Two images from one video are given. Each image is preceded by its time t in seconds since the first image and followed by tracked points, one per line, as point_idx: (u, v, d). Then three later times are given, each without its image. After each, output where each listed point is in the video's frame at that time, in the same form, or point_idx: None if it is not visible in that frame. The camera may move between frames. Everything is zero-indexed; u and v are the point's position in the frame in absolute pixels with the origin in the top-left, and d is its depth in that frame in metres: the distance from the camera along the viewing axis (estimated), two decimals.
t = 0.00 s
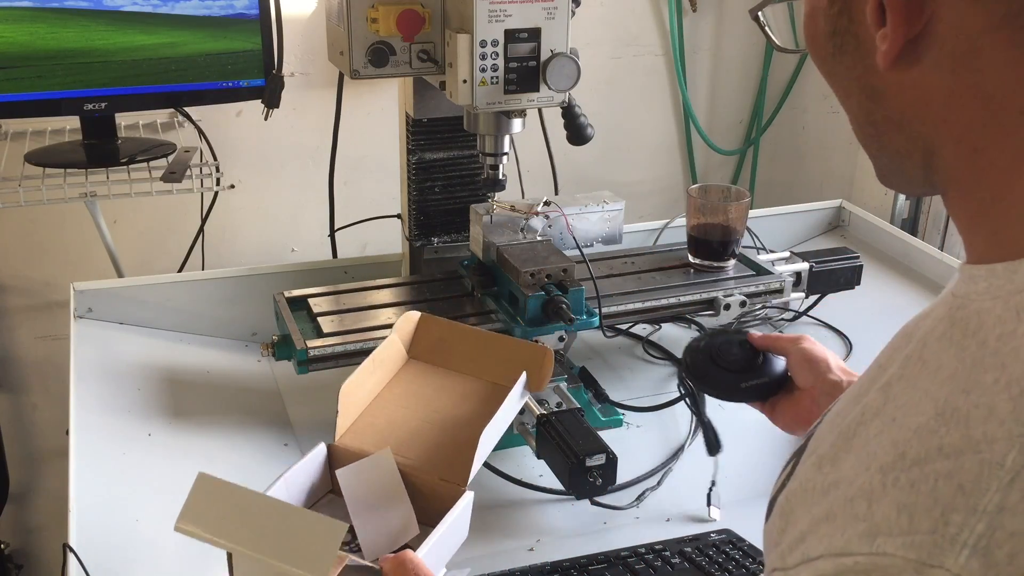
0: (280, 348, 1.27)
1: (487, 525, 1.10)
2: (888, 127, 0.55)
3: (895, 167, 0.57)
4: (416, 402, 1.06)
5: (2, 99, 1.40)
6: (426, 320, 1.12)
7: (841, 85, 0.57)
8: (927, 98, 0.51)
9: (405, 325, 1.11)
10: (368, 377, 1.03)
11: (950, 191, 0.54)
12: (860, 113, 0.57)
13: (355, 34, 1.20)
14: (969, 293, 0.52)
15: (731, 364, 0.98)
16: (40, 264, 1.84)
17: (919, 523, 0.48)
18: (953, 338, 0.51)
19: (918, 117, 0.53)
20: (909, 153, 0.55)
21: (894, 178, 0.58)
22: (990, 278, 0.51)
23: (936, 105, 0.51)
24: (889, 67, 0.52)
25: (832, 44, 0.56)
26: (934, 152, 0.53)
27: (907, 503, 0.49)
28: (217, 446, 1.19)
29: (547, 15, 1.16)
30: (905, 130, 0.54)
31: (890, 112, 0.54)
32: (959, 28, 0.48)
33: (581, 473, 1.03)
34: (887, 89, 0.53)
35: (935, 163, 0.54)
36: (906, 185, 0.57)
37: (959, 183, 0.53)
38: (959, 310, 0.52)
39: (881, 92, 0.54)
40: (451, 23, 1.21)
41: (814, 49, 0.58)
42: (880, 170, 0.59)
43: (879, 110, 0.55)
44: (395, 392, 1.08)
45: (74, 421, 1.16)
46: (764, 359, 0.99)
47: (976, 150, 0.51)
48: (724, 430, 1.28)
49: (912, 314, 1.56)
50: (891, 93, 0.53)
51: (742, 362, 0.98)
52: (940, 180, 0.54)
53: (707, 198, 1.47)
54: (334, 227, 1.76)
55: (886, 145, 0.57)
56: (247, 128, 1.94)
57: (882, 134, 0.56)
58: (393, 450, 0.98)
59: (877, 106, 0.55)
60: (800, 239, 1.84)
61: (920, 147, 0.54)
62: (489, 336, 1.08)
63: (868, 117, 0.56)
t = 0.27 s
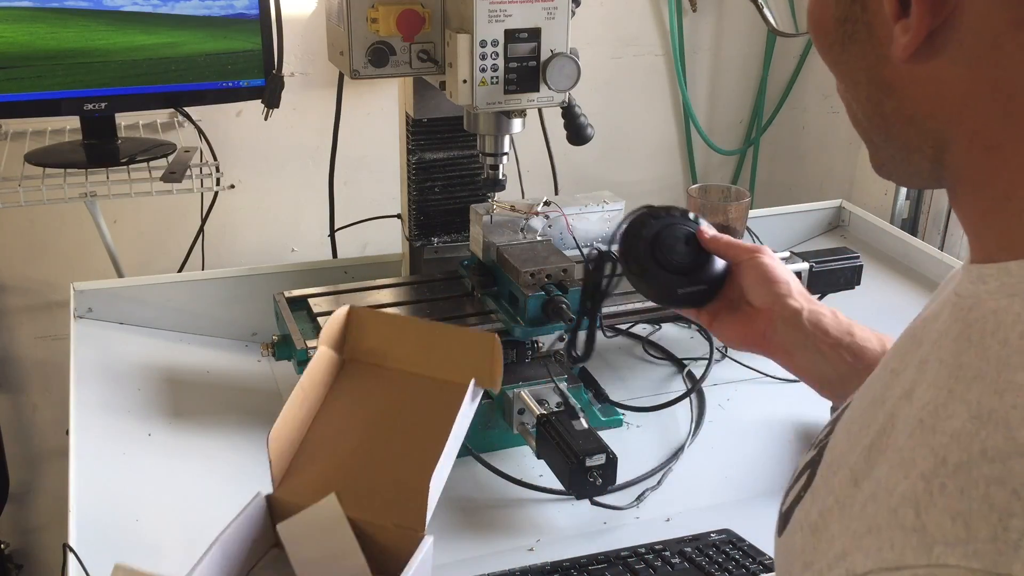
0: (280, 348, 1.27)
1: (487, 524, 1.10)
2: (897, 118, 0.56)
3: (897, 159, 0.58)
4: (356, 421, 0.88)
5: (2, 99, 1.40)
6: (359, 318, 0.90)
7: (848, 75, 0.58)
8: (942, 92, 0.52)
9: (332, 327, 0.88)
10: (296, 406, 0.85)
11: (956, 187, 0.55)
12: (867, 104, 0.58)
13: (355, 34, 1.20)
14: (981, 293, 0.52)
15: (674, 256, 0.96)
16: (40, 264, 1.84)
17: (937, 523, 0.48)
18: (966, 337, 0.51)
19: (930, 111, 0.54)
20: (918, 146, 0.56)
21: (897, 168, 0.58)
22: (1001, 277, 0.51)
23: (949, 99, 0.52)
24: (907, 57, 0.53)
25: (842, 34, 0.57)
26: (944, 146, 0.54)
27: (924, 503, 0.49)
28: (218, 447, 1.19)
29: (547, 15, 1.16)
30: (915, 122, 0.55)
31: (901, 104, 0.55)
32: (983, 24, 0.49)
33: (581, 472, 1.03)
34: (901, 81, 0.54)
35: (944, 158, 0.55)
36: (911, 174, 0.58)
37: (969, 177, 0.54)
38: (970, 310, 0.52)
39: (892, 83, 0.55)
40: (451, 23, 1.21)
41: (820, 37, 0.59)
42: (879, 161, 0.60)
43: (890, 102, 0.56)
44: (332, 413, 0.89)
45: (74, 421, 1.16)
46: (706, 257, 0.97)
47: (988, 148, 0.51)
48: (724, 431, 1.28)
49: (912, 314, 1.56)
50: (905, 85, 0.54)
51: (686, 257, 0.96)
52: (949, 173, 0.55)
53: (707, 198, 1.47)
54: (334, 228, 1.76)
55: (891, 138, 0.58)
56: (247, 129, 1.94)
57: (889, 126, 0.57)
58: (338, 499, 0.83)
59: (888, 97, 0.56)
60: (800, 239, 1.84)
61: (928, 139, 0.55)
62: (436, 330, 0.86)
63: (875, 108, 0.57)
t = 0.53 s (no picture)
0: (280, 348, 1.27)
1: (487, 525, 1.10)
2: (932, 124, 0.59)
3: (924, 160, 0.61)
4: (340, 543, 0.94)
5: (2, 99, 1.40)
6: (340, 433, 1.02)
7: (881, 75, 0.61)
8: (992, 103, 0.55)
9: (316, 440, 1.00)
10: (293, 500, 0.93)
11: (990, 193, 0.59)
12: (900, 106, 0.60)
13: (355, 34, 1.20)
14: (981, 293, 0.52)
15: (545, 262, 0.95)
16: (41, 265, 1.84)
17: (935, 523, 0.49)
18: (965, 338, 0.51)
19: (973, 120, 0.57)
20: (954, 151, 0.59)
21: (925, 168, 0.62)
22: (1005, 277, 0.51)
23: (996, 110, 0.56)
24: (960, 66, 0.55)
25: (881, 36, 0.59)
26: (982, 154, 0.58)
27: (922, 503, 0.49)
28: (217, 447, 1.19)
29: (547, 15, 1.16)
30: (956, 127, 0.58)
31: (941, 111, 0.58)
32: None
33: (581, 472, 1.03)
34: (945, 88, 0.57)
35: (979, 166, 0.59)
36: (942, 176, 0.61)
37: (1007, 184, 0.58)
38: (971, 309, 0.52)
39: (936, 87, 0.58)
40: (451, 23, 1.21)
41: (852, 34, 0.61)
42: (904, 159, 0.63)
43: (927, 107, 0.59)
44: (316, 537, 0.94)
45: (74, 421, 1.16)
46: (575, 265, 0.97)
47: None
48: (724, 431, 1.28)
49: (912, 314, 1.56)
50: (949, 92, 0.57)
51: (556, 265, 0.96)
52: (982, 180, 0.59)
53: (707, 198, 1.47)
54: (334, 227, 1.76)
55: (920, 142, 0.61)
56: (247, 129, 1.94)
57: (922, 131, 0.60)
58: None
59: (926, 102, 0.59)
60: (801, 239, 1.84)
61: (966, 146, 0.58)
62: (415, 435, 1.00)
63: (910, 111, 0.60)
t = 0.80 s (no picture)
0: (280, 348, 1.27)
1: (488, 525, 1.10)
2: (949, 143, 0.56)
3: (935, 180, 0.59)
4: None
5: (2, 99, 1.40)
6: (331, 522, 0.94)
7: (890, 94, 0.57)
8: (1015, 119, 0.53)
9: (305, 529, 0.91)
10: None
11: (1009, 208, 0.58)
12: (912, 126, 0.57)
13: (355, 34, 1.20)
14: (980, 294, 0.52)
15: (446, 318, 0.99)
16: (41, 264, 1.84)
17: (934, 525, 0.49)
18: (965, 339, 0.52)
19: (996, 137, 0.55)
20: (969, 170, 0.57)
21: (932, 188, 0.59)
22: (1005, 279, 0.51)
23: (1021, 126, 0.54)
24: (986, 85, 0.53)
25: (890, 52, 0.56)
26: (1003, 172, 0.56)
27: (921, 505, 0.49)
28: (218, 447, 1.19)
29: (547, 15, 1.16)
30: (974, 146, 0.56)
31: (961, 130, 0.55)
32: None
33: (581, 471, 1.03)
34: (966, 107, 0.54)
35: (999, 182, 0.57)
36: (949, 194, 0.59)
37: None
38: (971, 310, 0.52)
39: (954, 106, 0.55)
40: (451, 23, 1.21)
41: (855, 51, 0.57)
42: (906, 179, 0.60)
43: (945, 127, 0.56)
44: None
45: (74, 421, 1.16)
46: (479, 319, 1.00)
47: None
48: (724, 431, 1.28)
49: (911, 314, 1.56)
50: (970, 111, 0.54)
51: (457, 319, 0.99)
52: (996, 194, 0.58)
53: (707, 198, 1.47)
54: (334, 228, 1.76)
55: (932, 162, 0.58)
56: (247, 128, 1.94)
57: (937, 150, 0.57)
58: None
59: (944, 121, 0.56)
60: (801, 239, 1.84)
61: (984, 165, 0.56)
62: (415, 510, 0.94)
63: (922, 131, 0.57)
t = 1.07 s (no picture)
0: (280, 348, 1.27)
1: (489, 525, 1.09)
2: (949, 150, 0.56)
3: (934, 187, 0.59)
4: None
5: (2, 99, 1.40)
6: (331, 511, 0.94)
7: (889, 101, 0.57)
8: (1014, 125, 0.54)
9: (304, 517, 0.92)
10: None
11: (1010, 212, 0.58)
12: (912, 133, 0.57)
13: (355, 34, 1.20)
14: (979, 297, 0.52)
15: (440, 317, 0.98)
16: (41, 265, 1.84)
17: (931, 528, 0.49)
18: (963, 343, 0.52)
19: (997, 142, 0.55)
20: (969, 175, 0.57)
21: (931, 194, 0.59)
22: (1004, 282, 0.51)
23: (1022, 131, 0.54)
24: (987, 91, 0.53)
25: (889, 58, 0.55)
26: (1004, 176, 0.56)
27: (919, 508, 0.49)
28: (218, 447, 1.18)
29: (547, 15, 1.16)
30: (974, 151, 0.56)
31: (961, 136, 0.55)
32: None
33: (581, 471, 1.03)
34: (967, 112, 0.54)
35: (1000, 187, 0.57)
36: (947, 199, 0.59)
37: None
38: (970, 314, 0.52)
39: (954, 112, 0.55)
40: (451, 23, 1.21)
41: (853, 58, 0.57)
42: (903, 183, 0.60)
43: (945, 133, 0.56)
44: None
45: (73, 421, 1.16)
46: (473, 316, 0.99)
47: None
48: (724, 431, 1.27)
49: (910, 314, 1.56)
50: (970, 116, 0.54)
51: (451, 318, 0.98)
52: (996, 197, 0.58)
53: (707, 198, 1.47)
54: (334, 227, 1.76)
55: (931, 168, 0.58)
56: (247, 128, 1.94)
57: (937, 157, 0.57)
58: None
59: (944, 127, 0.56)
60: (801, 239, 1.84)
61: (984, 171, 0.56)
62: (412, 502, 0.94)
63: (921, 138, 0.57)
